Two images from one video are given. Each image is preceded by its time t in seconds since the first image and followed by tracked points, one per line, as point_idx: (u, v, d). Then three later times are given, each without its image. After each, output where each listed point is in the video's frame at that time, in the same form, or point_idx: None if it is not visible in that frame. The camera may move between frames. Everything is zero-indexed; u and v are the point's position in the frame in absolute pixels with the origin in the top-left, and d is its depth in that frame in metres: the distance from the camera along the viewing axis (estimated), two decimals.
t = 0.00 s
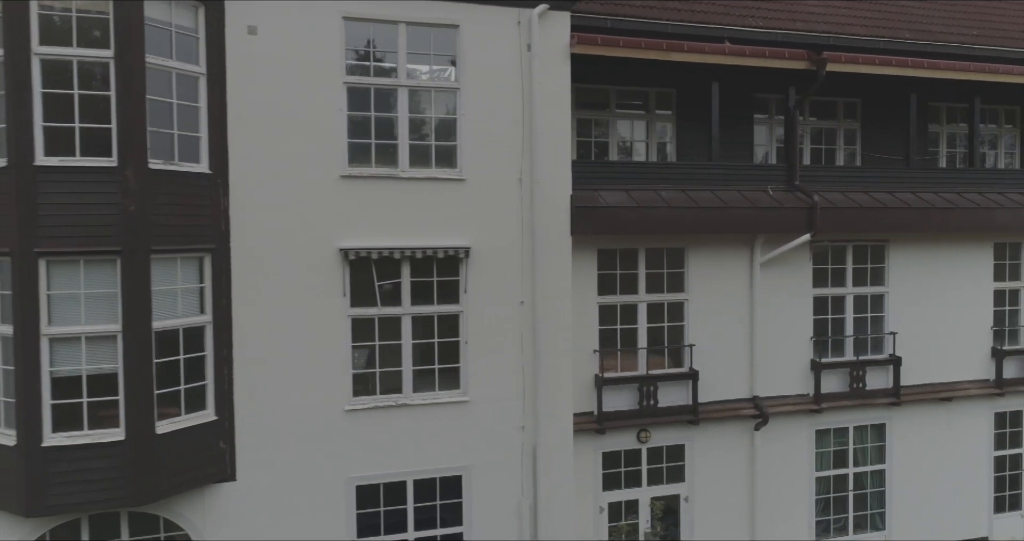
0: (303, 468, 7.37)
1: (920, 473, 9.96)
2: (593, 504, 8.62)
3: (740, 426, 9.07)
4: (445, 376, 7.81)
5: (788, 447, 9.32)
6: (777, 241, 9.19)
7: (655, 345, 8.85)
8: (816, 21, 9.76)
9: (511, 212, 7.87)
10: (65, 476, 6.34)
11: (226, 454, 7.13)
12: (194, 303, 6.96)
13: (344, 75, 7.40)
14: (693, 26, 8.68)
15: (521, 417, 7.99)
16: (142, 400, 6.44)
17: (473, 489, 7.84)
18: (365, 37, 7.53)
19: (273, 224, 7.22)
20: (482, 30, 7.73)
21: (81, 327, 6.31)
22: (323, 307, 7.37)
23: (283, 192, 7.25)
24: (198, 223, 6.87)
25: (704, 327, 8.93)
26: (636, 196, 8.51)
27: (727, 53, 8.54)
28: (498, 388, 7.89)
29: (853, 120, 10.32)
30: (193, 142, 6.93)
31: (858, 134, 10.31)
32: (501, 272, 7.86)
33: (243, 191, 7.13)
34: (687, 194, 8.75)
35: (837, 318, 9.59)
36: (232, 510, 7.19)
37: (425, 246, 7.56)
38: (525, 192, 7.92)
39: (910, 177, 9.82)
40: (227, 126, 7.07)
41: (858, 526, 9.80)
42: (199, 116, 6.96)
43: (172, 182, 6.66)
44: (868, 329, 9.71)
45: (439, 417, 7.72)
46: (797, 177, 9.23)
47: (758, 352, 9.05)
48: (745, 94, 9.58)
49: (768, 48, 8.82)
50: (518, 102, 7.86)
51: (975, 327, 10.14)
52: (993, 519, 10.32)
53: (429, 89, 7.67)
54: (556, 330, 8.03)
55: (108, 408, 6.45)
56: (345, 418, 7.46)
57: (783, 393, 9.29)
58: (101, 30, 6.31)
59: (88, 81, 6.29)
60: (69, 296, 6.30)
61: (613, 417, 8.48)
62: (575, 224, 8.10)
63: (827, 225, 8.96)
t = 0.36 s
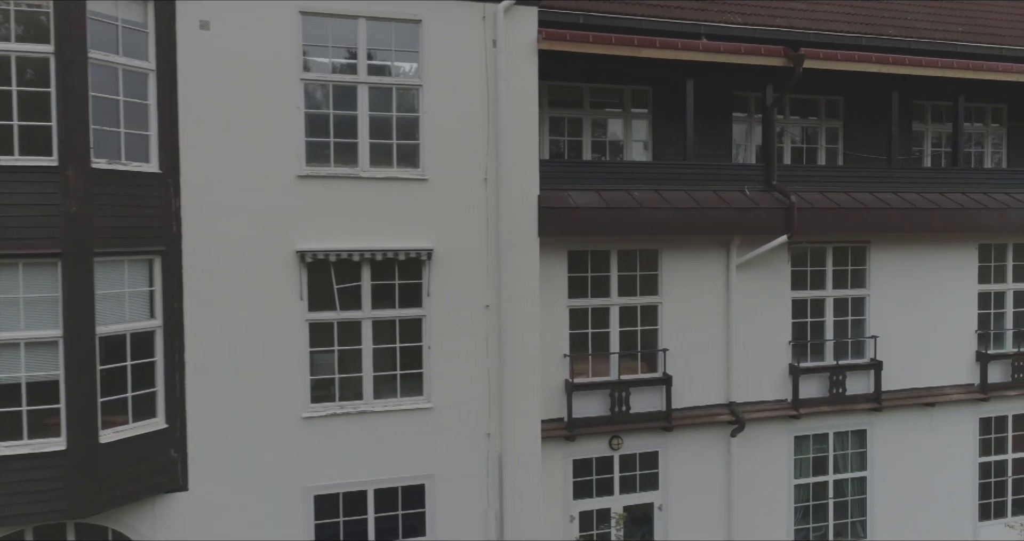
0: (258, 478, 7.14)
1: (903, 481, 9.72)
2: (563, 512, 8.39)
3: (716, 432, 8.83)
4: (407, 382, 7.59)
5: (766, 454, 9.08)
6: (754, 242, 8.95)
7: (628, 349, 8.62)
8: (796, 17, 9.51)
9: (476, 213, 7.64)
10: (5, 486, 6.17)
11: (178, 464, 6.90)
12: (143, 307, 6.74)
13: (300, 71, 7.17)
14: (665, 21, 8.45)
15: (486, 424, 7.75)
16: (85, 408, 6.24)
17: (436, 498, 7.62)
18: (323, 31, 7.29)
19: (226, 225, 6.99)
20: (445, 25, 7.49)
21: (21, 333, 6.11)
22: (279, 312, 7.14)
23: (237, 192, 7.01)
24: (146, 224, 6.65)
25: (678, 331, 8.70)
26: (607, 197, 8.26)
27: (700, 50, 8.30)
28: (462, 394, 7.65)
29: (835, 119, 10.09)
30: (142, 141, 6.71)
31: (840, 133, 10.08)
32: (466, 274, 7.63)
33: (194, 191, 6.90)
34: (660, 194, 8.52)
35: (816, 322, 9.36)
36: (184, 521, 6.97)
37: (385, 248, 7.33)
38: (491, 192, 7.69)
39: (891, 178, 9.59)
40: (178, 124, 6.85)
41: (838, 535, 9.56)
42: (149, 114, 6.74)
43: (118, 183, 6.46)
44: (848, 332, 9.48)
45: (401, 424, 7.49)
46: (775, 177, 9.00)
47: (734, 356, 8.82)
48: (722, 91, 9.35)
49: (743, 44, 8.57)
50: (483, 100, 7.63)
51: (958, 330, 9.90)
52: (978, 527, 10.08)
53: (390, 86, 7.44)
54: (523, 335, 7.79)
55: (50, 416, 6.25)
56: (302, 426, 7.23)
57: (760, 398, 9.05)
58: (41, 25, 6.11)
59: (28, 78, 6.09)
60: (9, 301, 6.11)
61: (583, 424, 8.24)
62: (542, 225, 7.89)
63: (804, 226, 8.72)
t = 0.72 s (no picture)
0: (208, 488, 6.91)
1: (884, 489, 9.47)
2: (530, 522, 8.15)
3: (689, 440, 8.58)
4: (365, 388, 7.35)
5: (741, 462, 8.83)
6: (728, 244, 8.72)
7: (598, 355, 8.38)
8: (774, 13, 9.27)
9: (437, 214, 7.40)
10: None
11: (124, 474, 6.67)
12: (87, 312, 6.51)
13: (253, 68, 6.93)
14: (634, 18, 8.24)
15: (448, 432, 7.50)
16: (21, 417, 6.00)
17: (395, 509, 7.38)
18: (277, 26, 7.05)
19: (175, 227, 6.75)
20: (405, 20, 7.26)
21: None
22: (230, 317, 6.91)
23: (186, 192, 6.77)
24: (89, 227, 6.42)
25: (649, 336, 8.46)
26: (575, 198, 8.02)
27: (669, 46, 8.06)
28: (422, 401, 7.41)
29: (815, 118, 9.87)
30: (86, 140, 6.47)
31: (820, 132, 9.87)
32: (426, 278, 7.39)
33: (141, 192, 6.67)
34: (630, 195, 8.28)
35: (793, 326, 9.11)
36: (131, 532, 6.75)
37: (341, 250, 7.09)
38: (453, 193, 7.45)
39: (870, 178, 9.36)
40: (124, 123, 6.61)
41: None
42: (92, 111, 6.49)
43: (58, 183, 6.22)
44: (827, 337, 9.23)
45: (359, 433, 7.26)
46: (750, 177, 8.76)
47: (708, 362, 8.58)
48: (697, 90, 9.12)
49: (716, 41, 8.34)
50: (445, 98, 7.39)
51: (940, 334, 9.67)
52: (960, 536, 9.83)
53: (347, 83, 7.18)
54: (486, 340, 7.55)
55: None
56: (255, 434, 7.00)
57: (736, 405, 8.81)
58: None
59: None
60: None
61: (550, 431, 8.01)
62: (506, 227, 7.65)
63: (779, 228, 8.48)
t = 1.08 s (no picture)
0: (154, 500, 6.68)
1: (862, 497, 9.23)
2: (494, 534, 7.92)
3: (660, 448, 8.34)
4: (319, 396, 7.11)
5: (714, 470, 8.59)
6: (700, 247, 8.48)
7: (565, 361, 8.15)
8: (749, 10, 9.04)
9: (394, 216, 7.17)
10: None
11: (64, 486, 6.43)
12: (25, 318, 6.28)
13: (200, 65, 6.70)
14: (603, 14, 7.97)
15: (406, 441, 7.26)
16: None
17: (350, 521, 7.14)
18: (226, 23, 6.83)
19: (118, 230, 6.51)
20: (360, 16, 7.02)
21: None
22: (177, 322, 6.67)
23: (130, 194, 6.53)
24: (26, 229, 6.19)
25: (617, 342, 8.22)
26: (539, 199, 7.79)
27: (638, 43, 7.82)
28: (379, 409, 7.16)
29: (794, 117, 9.66)
30: (23, 140, 6.24)
31: (799, 132, 9.63)
32: (383, 282, 7.16)
33: (82, 193, 6.42)
34: (598, 196, 8.04)
35: (768, 331, 8.87)
36: None
37: (293, 254, 6.86)
38: (411, 195, 7.22)
39: (847, 179, 9.12)
40: (64, 122, 6.37)
41: None
42: (30, 110, 6.26)
43: None
44: (803, 342, 9.00)
45: (312, 443, 7.02)
46: (722, 178, 8.52)
47: (679, 368, 8.34)
48: (669, 88, 8.91)
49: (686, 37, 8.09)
50: (402, 97, 7.16)
51: (920, 339, 9.42)
52: None
53: (300, 82, 6.98)
54: (445, 345, 7.31)
55: None
56: (203, 445, 6.76)
57: (708, 411, 8.57)
58: None
59: None
60: None
61: (514, 439, 7.77)
62: (467, 230, 7.37)
63: (751, 230, 8.25)
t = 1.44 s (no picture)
0: (93, 513, 6.46)
1: (837, 507, 9.01)
2: None
3: (626, 457, 8.12)
4: (268, 405, 6.89)
5: (682, 480, 8.36)
6: (668, 250, 8.26)
7: (527, 367, 7.92)
8: (720, 7, 8.82)
9: (346, 219, 6.95)
10: None
11: None
12: None
13: (141, 63, 6.47)
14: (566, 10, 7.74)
15: (359, 451, 7.03)
16: None
17: (300, 534, 6.92)
18: (170, 19, 6.60)
19: (54, 234, 6.28)
20: (309, 13, 6.79)
21: None
22: (117, 329, 6.45)
23: (67, 196, 6.31)
24: None
25: (582, 348, 8.00)
26: (499, 201, 7.56)
27: (601, 40, 7.57)
28: (330, 418, 6.95)
29: (768, 117, 9.48)
30: None
31: (773, 131, 9.47)
32: (334, 287, 6.93)
33: (16, 195, 6.20)
34: (560, 198, 7.82)
35: (739, 336, 8.65)
36: None
37: (239, 258, 6.63)
38: (363, 197, 6.99)
39: (821, 180, 8.89)
40: None
41: None
42: None
43: None
44: (775, 347, 8.77)
45: (259, 453, 6.79)
46: (690, 179, 8.29)
47: (645, 375, 8.11)
48: (637, 87, 8.68)
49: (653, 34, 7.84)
50: (354, 96, 6.94)
51: (897, 344, 9.20)
52: None
53: (246, 79, 6.76)
54: (399, 353, 7.10)
55: None
56: (144, 455, 6.53)
57: (676, 419, 8.35)
58: None
59: None
60: None
61: (473, 449, 7.55)
62: (422, 233, 7.17)
63: (718, 233, 8.03)
